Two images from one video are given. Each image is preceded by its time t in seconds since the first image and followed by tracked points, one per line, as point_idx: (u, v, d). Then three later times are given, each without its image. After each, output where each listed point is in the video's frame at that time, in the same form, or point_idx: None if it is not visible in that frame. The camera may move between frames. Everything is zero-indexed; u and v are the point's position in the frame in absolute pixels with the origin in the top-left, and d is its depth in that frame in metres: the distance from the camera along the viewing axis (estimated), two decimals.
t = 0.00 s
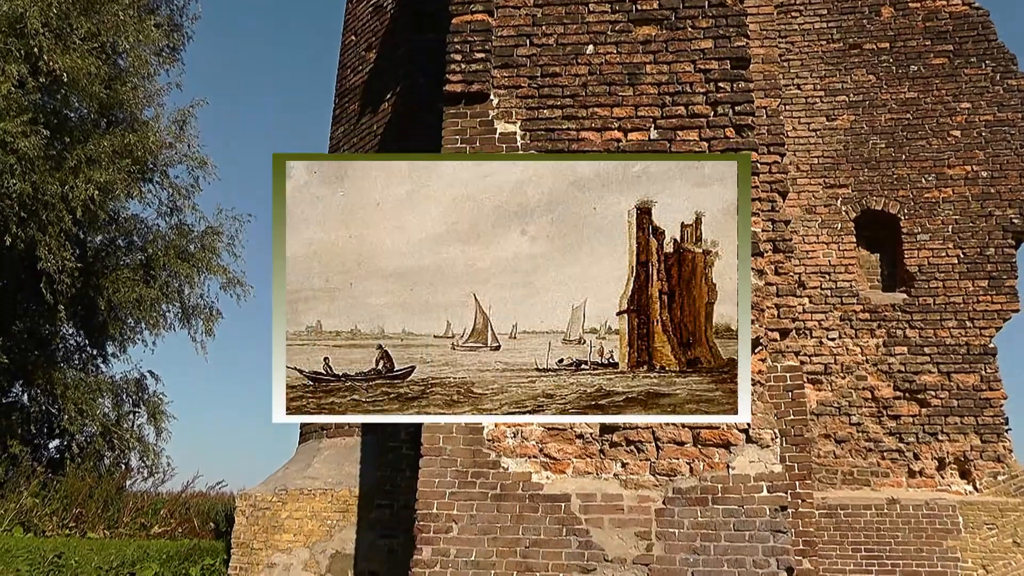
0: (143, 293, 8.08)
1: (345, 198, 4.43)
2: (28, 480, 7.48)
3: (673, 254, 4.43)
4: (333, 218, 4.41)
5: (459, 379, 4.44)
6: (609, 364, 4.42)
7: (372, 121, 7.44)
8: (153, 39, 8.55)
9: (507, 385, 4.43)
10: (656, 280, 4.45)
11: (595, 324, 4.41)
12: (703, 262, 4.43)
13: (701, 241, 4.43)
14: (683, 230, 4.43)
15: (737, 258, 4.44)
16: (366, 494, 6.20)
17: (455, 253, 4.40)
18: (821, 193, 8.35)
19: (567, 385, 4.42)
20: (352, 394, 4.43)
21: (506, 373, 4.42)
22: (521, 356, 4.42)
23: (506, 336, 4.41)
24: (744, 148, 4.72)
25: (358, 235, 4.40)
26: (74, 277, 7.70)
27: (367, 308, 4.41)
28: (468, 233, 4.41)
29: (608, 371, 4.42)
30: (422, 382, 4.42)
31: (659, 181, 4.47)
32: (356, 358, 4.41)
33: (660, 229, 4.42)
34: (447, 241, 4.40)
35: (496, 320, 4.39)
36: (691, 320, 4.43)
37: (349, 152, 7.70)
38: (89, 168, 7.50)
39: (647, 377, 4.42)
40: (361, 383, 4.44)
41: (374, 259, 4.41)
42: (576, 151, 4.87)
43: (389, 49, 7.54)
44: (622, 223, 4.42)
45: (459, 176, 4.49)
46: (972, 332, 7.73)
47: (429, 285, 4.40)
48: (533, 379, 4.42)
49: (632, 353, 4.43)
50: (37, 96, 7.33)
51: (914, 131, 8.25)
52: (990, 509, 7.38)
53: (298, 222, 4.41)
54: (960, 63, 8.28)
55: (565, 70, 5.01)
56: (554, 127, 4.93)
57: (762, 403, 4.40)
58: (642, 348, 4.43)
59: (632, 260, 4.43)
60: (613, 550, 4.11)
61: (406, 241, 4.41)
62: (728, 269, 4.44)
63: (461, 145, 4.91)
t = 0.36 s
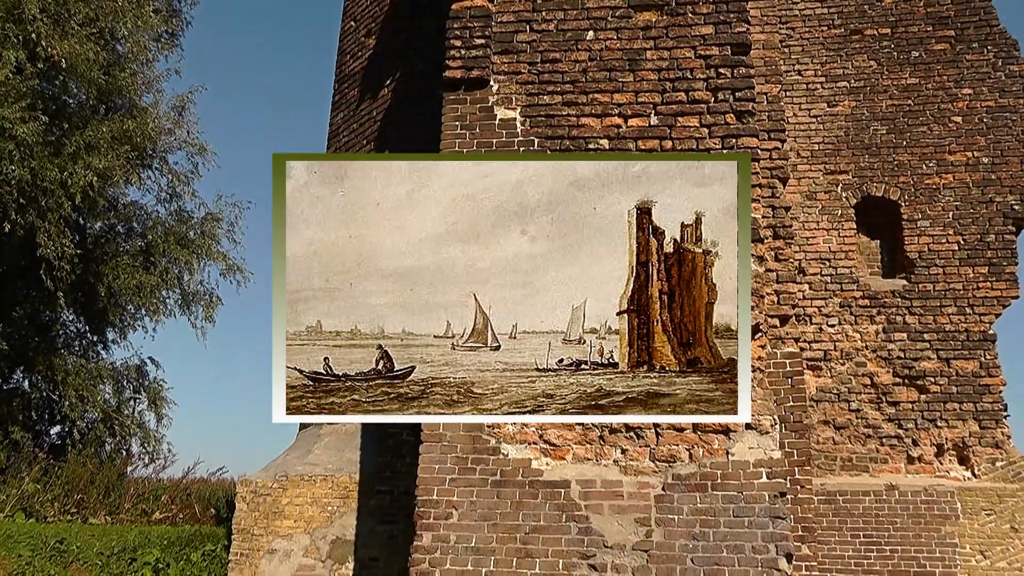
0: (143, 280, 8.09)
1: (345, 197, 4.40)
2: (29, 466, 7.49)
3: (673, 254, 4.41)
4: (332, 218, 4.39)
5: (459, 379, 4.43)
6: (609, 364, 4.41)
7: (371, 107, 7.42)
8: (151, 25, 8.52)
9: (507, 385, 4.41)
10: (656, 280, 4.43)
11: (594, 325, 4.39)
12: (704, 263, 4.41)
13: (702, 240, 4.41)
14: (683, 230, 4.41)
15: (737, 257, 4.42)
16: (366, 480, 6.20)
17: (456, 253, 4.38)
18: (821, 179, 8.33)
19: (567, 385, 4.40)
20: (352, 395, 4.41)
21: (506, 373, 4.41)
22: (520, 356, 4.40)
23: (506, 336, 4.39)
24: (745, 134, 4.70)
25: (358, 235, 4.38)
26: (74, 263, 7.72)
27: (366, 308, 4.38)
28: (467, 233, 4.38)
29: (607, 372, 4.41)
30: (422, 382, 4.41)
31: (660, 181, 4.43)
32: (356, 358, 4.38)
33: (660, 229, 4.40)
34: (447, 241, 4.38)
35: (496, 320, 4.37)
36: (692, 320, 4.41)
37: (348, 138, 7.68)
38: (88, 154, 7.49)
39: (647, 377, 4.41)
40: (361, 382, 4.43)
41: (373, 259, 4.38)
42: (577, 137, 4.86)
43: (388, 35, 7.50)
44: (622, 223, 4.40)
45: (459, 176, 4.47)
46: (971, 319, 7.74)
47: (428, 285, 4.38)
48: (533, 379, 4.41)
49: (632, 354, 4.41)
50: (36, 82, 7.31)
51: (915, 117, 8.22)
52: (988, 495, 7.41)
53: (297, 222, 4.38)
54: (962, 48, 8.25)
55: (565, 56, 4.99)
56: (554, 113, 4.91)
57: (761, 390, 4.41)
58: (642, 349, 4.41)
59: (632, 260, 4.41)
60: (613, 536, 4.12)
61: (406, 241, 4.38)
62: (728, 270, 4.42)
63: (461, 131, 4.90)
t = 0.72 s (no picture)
0: (144, 268, 8.09)
1: (345, 197, 4.36)
2: (32, 454, 7.43)
3: (674, 254, 4.35)
4: (332, 218, 4.34)
5: (459, 379, 4.39)
6: (609, 365, 4.36)
7: (372, 95, 7.40)
8: (151, 12, 8.49)
9: (507, 385, 4.38)
10: (656, 280, 4.38)
11: (594, 326, 4.34)
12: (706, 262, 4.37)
13: (702, 240, 4.35)
14: (685, 230, 4.35)
15: (737, 257, 4.37)
16: (368, 468, 6.10)
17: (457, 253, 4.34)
18: (824, 167, 8.31)
19: (567, 385, 4.37)
20: (351, 395, 4.37)
21: (506, 373, 4.37)
22: (520, 356, 4.35)
23: (506, 336, 4.34)
24: (747, 122, 4.69)
25: (357, 235, 4.34)
26: (75, 252, 7.73)
27: (366, 308, 4.34)
28: (467, 233, 4.34)
29: (607, 372, 4.37)
30: (422, 382, 4.38)
31: (660, 181, 4.38)
32: (356, 358, 4.35)
33: (660, 230, 4.34)
34: (447, 241, 4.34)
35: (496, 320, 4.32)
36: (694, 320, 4.37)
37: (349, 126, 7.66)
38: (88, 142, 7.49)
39: (647, 377, 4.37)
40: (361, 383, 4.39)
41: (374, 259, 4.34)
42: (578, 124, 4.84)
43: (388, 23, 7.47)
44: (622, 224, 4.35)
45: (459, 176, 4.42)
46: (972, 307, 7.74)
47: (428, 285, 4.33)
48: (533, 379, 4.37)
49: (632, 355, 4.37)
50: (36, 69, 7.30)
51: (917, 104, 8.20)
52: (988, 482, 7.44)
53: (297, 222, 4.34)
54: (965, 36, 8.21)
55: (567, 43, 4.98)
56: (556, 102, 4.89)
57: (761, 376, 4.47)
58: (643, 350, 4.36)
59: (632, 260, 4.35)
60: (613, 524, 4.14)
61: (406, 241, 4.34)
62: (728, 270, 4.37)
63: (462, 119, 4.88)
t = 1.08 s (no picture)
0: (146, 256, 8.10)
1: (344, 197, 4.35)
2: (36, 441, 7.46)
3: (675, 255, 4.34)
4: (332, 218, 4.33)
5: (459, 378, 4.38)
6: (609, 365, 4.36)
7: (374, 82, 7.38)
8: None
9: (507, 385, 4.37)
10: (656, 280, 4.37)
11: (594, 327, 4.33)
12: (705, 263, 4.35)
13: (702, 240, 4.34)
14: (686, 231, 4.34)
15: (737, 257, 4.36)
16: (370, 455, 6.12)
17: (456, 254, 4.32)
18: (827, 154, 8.29)
19: (567, 385, 4.35)
20: (352, 396, 4.36)
21: (506, 373, 4.36)
22: (520, 356, 4.35)
23: (506, 336, 4.33)
24: (750, 109, 4.67)
25: (358, 235, 4.32)
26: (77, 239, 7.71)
27: (366, 308, 4.33)
28: (467, 233, 4.33)
29: (607, 372, 4.36)
30: (422, 382, 4.37)
31: (660, 181, 4.36)
32: (356, 358, 4.34)
33: (661, 230, 4.33)
34: (447, 241, 4.32)
35: (495, 320, 4.31)
36: (694, 321, 4.35)
37: (351, 113, 7.65)
38: (89, 129, 7.48)
39: (647, 377, 4.36)
40: (361, 383, 4.38)
41: (374, 259, 4.33)
42: (581, 111, 4.82)
43: (391, 10, 7.44)
44: (623, 224, 4.33)
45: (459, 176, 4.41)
46: (974, 295, 7.75)
47: (428, 285, 4.32)
48: (533, 379, 4.36)
49: (632, 355, 4.36)
50: (36, 57, 7.27)
51: (921, 91, 8.17)
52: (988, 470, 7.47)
53: (297, 222, 4.32)
54: (969, 22, 8.17)
55: (569, 30, 4.96)
56: (558, 88, 4.87)
57: (763, 364, 4.45)
58: (643, 350, 4.36)
59: (632, 261, 4.34)
60: (614, 511, 4.15)
61: (406, 241, 4.33)
62: (728, 270, 4.36)
63: (465, 106, 4.87)
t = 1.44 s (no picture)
0: (146, 242, 8.09)
1: (344, 197, 4.10)
2: (40, 425, 7.56)
3: (674, 255, 4.12)
4: (332, 218, 4.08)
5: (458, 378, 4.18)
6: (606, 366, 4.17)
7: (375, 68, 7.36)
8: None
9: (507, 385, 4.19)
10: (656, 279, 4.17)
11: (592, 328, 4.13)
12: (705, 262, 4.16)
13: (702, 240, 4.14)
14: (687, 230, 4.13)
15: (737, 258, 4.17)
16: (373, 440, 6.15)
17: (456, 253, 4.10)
18: (829, 140, 8.27)
19: (567, 385, 4.19)
20: (350, 396, 4.15)
21: (506, 373, 4.17)
22: (520, 356, 4.14)
23: (506, 336, 4.12)
24: (753, 94, 4.65)
25: (357, 234, 4.09)
26: (78, 224, 7.74)
27: (366, 308, 4.10)
28: (468, 233, 4.10)
29: (603, 373, 4.19)
30: (422, 382, 4.18)
31: (660, 181, 4.14)
32: (356, 357, 4.12)
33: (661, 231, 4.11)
34: (448, 241, 4.09)
35: (496, 320, 4.10)
36: (696, 320, 4.17)
37: (352, 99, 7.62)
38: (90, 115, 7.50)
39: (647, 378, 4.19)
40: (361, 382, 4.17)
41: (374, 259, 4.10)
42: (583, 97, 4.80)
43: None
44: (621, 224, 4.11)
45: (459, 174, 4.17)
46: (976, 281, 7.74)
47: (428, 285, 4.10)
48: (533, 379, 4.18)
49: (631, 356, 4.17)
50: (36, 42, 7.26)
51: (925, 77, 8.13)
52: (987, 455, 7.52)
53: (297, 222, 4.07)
54: (973, 7, 8.12)
55: (572, 15, 4.94)
56: (560, 74, 4.85)
57: (764, 350, 4.49)
58: (641, 351, 4.16)
59: (631, 261, 4.12)
60: (616, 497, 4.17)
61: (406, 241, 4.10)
62: (728, 270, 4.17)
63: (466, 92, 4.85)
